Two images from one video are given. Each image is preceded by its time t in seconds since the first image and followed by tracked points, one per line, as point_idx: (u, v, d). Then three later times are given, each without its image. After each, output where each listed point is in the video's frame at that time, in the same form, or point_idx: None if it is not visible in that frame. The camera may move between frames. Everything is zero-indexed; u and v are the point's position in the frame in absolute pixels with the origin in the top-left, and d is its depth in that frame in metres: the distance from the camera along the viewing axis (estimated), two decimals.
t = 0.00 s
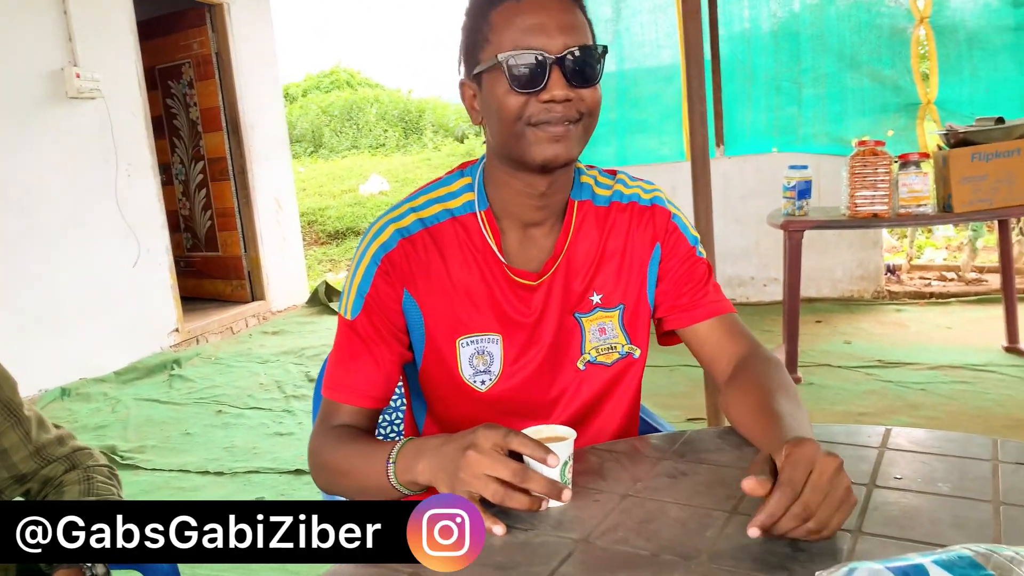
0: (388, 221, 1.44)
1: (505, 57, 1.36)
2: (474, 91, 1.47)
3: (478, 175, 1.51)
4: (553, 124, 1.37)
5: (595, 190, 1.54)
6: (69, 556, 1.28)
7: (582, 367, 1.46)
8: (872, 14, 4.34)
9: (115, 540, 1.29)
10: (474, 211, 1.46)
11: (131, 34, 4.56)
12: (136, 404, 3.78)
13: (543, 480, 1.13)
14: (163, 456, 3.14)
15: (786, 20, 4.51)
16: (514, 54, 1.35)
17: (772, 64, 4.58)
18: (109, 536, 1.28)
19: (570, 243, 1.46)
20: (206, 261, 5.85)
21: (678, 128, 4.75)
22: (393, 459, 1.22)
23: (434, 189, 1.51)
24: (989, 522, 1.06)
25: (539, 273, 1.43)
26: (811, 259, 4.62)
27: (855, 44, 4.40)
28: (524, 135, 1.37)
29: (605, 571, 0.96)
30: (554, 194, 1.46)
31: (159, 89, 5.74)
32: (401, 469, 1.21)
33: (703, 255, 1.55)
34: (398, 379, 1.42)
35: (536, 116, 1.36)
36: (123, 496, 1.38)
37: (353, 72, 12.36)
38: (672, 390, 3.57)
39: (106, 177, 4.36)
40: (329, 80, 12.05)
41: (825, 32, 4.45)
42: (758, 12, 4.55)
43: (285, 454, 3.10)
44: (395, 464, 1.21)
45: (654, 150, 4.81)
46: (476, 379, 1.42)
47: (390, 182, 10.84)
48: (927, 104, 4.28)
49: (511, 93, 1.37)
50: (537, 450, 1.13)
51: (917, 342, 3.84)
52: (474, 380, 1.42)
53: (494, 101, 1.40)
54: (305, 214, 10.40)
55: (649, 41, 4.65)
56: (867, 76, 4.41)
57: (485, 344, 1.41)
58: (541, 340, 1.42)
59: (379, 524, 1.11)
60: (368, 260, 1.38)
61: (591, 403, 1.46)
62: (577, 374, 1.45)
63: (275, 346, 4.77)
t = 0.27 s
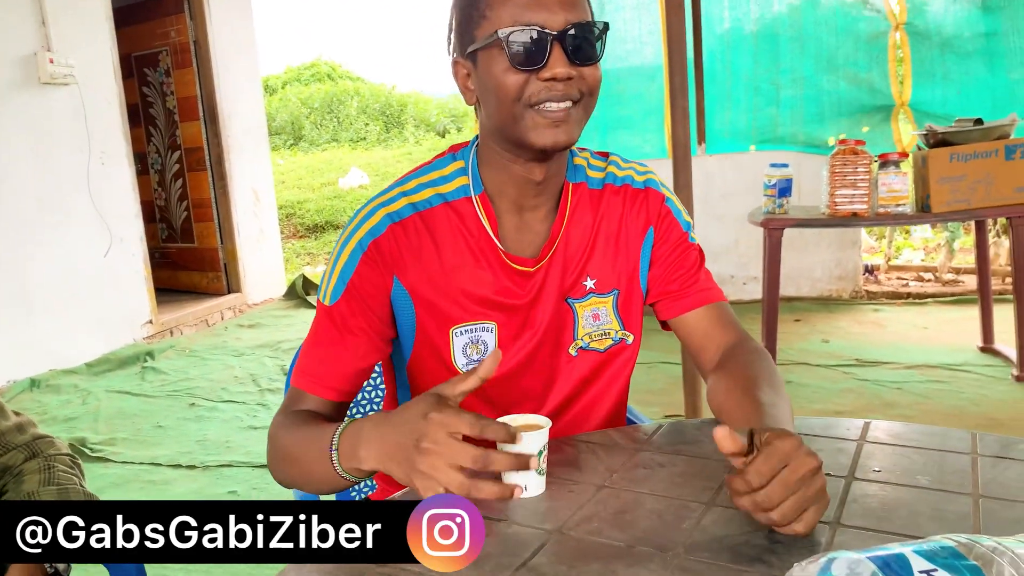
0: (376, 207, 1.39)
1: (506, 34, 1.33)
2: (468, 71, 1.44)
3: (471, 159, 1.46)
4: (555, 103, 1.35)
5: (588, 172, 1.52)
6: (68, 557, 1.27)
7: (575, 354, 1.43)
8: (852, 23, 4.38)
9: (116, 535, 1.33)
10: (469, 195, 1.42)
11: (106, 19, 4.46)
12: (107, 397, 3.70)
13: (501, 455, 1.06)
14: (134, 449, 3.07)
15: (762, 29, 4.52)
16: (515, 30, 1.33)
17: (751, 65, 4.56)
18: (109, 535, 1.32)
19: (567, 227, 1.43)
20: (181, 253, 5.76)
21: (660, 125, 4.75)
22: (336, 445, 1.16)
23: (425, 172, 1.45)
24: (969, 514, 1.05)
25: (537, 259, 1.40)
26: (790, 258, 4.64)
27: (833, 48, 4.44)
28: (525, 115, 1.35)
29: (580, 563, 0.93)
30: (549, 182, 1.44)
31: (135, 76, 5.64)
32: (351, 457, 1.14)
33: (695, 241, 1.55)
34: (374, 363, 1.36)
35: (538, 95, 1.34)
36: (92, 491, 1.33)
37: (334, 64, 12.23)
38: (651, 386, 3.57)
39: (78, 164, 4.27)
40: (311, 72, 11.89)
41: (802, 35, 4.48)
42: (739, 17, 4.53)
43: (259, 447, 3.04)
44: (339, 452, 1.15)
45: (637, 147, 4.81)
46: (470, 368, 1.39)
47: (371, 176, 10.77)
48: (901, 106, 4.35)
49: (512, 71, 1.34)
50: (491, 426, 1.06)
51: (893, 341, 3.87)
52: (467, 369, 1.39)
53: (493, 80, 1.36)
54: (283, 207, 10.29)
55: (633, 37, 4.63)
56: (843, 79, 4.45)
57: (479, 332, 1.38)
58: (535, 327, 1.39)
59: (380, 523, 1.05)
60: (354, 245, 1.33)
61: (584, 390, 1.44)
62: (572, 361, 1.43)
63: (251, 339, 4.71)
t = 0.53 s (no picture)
0: (381, 180, 1.36)
1: (498, 12, 1.32)
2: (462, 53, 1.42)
3: (468, 141, 1.45)
4: (551, 82, 1.34)
5: (584, 157, 1.51)
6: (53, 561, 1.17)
7: (570, 343, 1.42)
8: (853, 33, 4.38)
9: (116, 536, 1.20)
10: (466, 179, 1.40)
11: (111, 11, 4.46)
12: (104, 389, 3.68)
13: (614, 452, 0.85)
14: (129, 441, 3.05)
15: (765, 36, 4.52)
16: (508, 7, 1.32)
17: (753, 71, 4.56)
18: (108, 535, 1.19)
19: (564, 213, 1.43)
20: (181, 247, 5.75)
21: (664, 128, 4.75)
22: (393, 441, 0.93)
23: (425, 153, 1.44)
24: (976, 510, 1.04)
25: (536, 247, 1.40)
26: (792, 264, 4.63)
27: (834, 57, 4.44)
28: (522, 94, 1.34)
29: (579, 553, 0.92)
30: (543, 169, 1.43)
31: (139, 69, 5.64)
32: (407, 454, 0.92)
33: (692, 227, 1.53)
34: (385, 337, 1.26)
35: (534, 73, 1.33)
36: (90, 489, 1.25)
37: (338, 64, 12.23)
38: (651, 388, 3.55)
39: (80, 156, 4.26)
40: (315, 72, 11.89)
41: (804, 43, 4.47)
42: (742, 25, 4.54)
43: (256, 440, 3.02)
44: (397, 448, 0.93)
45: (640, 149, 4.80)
46: (472, 351, 1.37)
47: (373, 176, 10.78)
48: (901, 112, 4.35)
49: (507, 51, 1.33)
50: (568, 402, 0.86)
51: (894, 348, 3.86)
52: (469, 352, 1.37)
53: (488, 60, 1.35)
54: (285, 205, 10.29)
55: (637, 40, 4.64)
56: (842, 88, 4.45)
57: (479, 313, 1.37)
58: (532, 313, 1.39)
59: (379, 524, 0.99)
60: (364, 213, 1.29)
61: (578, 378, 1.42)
62: (567, 350, 1.41)
63: (249, 334, 4.69)
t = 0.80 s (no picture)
0: (390, 202, 1.39)
1: (475, 37, 1.38)
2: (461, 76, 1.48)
3: (474, 163, 1.48)
4: (530, 104, 1.37)
5: (598, 177, 1.51)
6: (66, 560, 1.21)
7: (582, 371, 1.43)
8: (871, 51, 4.37)
9: (117, 537, 1.22)
10: (472, 200, 1.43)
11: (140, 24, 4.54)
12: (125, 396, 3.73)
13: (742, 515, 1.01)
14: (150, 448, 3.09)
15: (783, 48, 4.52)
16: (486, 33, 1.37)
17: (772, 88, 4.58)
18: (109, 537, 1.21)
19: (575, 237, 1.43)
20: (203, 256, 5.82)
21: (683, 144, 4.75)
22: (484, 486, 1.02)
23: (434, 174, 1.47)
24: (1006, 542, 1.04)
25: (543, 270, 1.40)
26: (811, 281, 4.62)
27: (851, 75, 4.43)
28: (503, 116, 1.38)
29: (605, 572, 0.91)
30: (547, 187, 1.45)
31: (164, 81, 5.73)
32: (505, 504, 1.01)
33: (719, 256, 1.52)
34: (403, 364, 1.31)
35: (513, 97, 1.37)
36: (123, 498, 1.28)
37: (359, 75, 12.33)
38: (668, 405, 3.55)
39: (106, 165, 4.33)
40: (336, 83, 12.01)
41: (822, 59, 4.46)
42: (762, 38, 4.54)
43: (275, 451, 3.05)
44: (490, 496, 1.02)
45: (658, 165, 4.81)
46: (482, 376, 1.38)
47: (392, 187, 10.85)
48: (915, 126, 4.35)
49: (485, 75, 1.38)
50: (654, 467, 1.02)
51: (914, 367, 3.83)
52: (479, 377, 1.38)
53: (472, 84, 1.41)
54: (305, 215, 10.36)
55: (657, 55, 4.65)
56: (859, 106, 4.45)
57: (489, 338, 1.38)
58: (542, 340, 1.39)
59: (380, 524, 1.00)
60: (374, 234, 1.32)
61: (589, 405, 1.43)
62: (578, 378, 1.42)
63: (268, 343, 4.73)
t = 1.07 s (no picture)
0: (410, 238, 1.39)
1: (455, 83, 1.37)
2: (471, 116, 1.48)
3: (492, 203, 1.46)
4: (507, 148, 1.34)
5: (618, 213, 1.48)
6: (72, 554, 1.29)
7: (604, 411, 1.39)
8: (896, 71, 4.35)
9: (117, 537, 1.28)
10: (487, 237, 1.41)
11: (169, 46, 4.64)
12: (151, 413, 3.77)
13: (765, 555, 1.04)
14: (176, 466, 3.11)
15: (808, 67, 4.51)
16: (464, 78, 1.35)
17: (797, 107, 4.56)
18: (108, 536, 1.27)
19: (592, 274, 1.41)
20: (227, 273, 5.89)
21: (705, 164, 4.75)
22: (517, 525, 1.01)
23: (451, 213, 1.46)
24: None
25: (555, 304, 1.37)
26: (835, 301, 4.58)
27: (875, 95, 4.42)
28: (484, 161, 1.36)
29: None
30: (558, 221, 1.42)
31: (191, 101, 5.83)
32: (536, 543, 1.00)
33: (745, 288, 1.48)
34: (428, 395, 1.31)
35: (490, 142, 1.35)
36: (146, 502, 1.33)
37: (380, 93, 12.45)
38: (691, 426, 3.52)
39: (135, 184, 4.41)
40: (357, 101, 12.15)
41: (846, 78, 4.45)
42: (788, 57, 4.54)
43: (299, 470, 3.06)
44: (522, 535, 1.01)
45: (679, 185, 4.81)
46: (496, 413, 1.36)
47: (414, 204, 10.93)
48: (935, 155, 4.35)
49: (468, 120, 1.37)
50: (683, 511, 1.01)
51: (942, 390, 3.77)
52: (494, 414, 1.36)
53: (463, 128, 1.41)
54: (328, 231, 10.45)
55: (678, 75, 4.66)
56: (883, 127, 4.43)
57: (503, 375, 1.35)
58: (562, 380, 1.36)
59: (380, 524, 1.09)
60: (396, 271, 1.32)
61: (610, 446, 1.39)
62: (600, 419, 1.38)
63: (291, 360, 4.77)
